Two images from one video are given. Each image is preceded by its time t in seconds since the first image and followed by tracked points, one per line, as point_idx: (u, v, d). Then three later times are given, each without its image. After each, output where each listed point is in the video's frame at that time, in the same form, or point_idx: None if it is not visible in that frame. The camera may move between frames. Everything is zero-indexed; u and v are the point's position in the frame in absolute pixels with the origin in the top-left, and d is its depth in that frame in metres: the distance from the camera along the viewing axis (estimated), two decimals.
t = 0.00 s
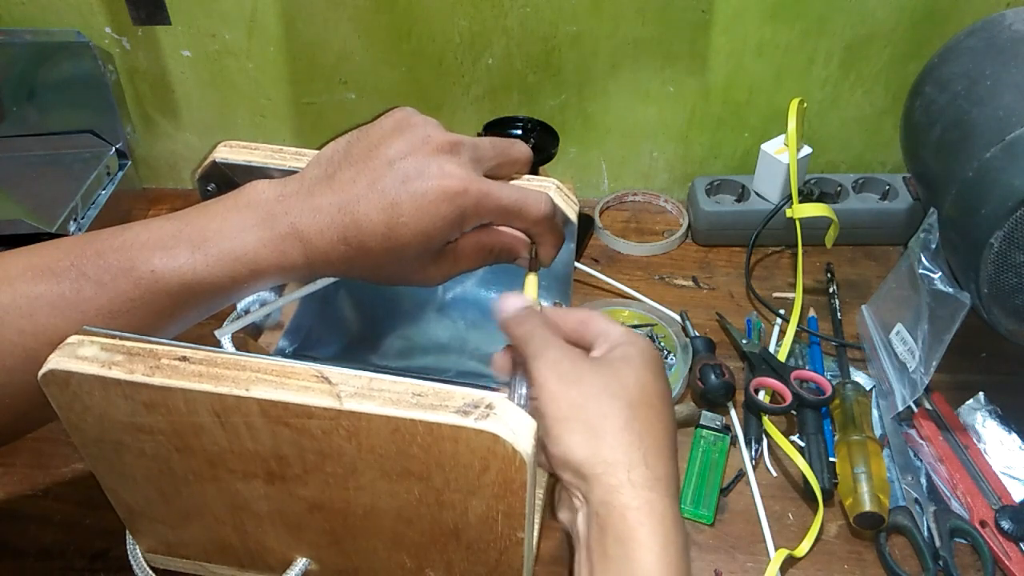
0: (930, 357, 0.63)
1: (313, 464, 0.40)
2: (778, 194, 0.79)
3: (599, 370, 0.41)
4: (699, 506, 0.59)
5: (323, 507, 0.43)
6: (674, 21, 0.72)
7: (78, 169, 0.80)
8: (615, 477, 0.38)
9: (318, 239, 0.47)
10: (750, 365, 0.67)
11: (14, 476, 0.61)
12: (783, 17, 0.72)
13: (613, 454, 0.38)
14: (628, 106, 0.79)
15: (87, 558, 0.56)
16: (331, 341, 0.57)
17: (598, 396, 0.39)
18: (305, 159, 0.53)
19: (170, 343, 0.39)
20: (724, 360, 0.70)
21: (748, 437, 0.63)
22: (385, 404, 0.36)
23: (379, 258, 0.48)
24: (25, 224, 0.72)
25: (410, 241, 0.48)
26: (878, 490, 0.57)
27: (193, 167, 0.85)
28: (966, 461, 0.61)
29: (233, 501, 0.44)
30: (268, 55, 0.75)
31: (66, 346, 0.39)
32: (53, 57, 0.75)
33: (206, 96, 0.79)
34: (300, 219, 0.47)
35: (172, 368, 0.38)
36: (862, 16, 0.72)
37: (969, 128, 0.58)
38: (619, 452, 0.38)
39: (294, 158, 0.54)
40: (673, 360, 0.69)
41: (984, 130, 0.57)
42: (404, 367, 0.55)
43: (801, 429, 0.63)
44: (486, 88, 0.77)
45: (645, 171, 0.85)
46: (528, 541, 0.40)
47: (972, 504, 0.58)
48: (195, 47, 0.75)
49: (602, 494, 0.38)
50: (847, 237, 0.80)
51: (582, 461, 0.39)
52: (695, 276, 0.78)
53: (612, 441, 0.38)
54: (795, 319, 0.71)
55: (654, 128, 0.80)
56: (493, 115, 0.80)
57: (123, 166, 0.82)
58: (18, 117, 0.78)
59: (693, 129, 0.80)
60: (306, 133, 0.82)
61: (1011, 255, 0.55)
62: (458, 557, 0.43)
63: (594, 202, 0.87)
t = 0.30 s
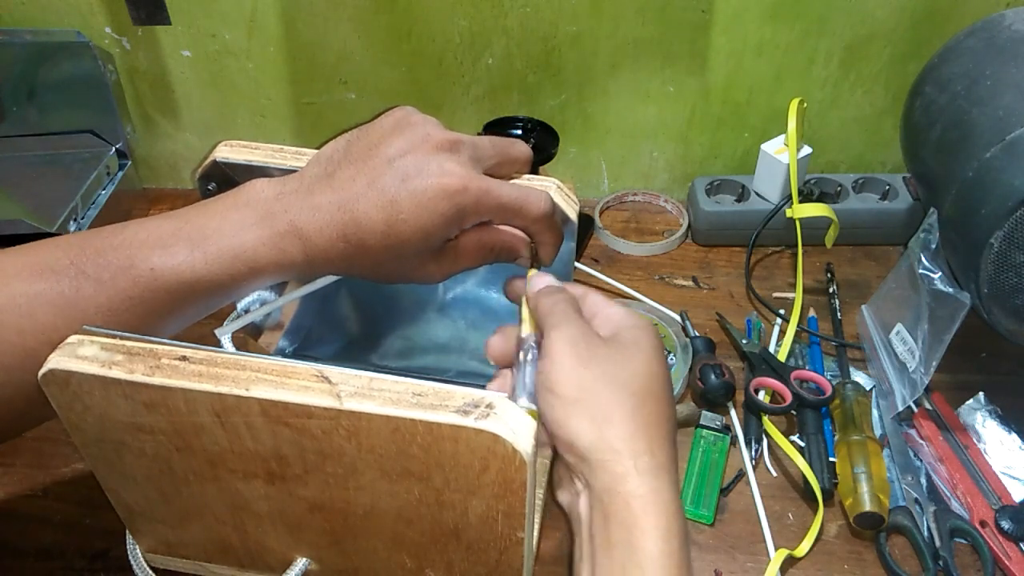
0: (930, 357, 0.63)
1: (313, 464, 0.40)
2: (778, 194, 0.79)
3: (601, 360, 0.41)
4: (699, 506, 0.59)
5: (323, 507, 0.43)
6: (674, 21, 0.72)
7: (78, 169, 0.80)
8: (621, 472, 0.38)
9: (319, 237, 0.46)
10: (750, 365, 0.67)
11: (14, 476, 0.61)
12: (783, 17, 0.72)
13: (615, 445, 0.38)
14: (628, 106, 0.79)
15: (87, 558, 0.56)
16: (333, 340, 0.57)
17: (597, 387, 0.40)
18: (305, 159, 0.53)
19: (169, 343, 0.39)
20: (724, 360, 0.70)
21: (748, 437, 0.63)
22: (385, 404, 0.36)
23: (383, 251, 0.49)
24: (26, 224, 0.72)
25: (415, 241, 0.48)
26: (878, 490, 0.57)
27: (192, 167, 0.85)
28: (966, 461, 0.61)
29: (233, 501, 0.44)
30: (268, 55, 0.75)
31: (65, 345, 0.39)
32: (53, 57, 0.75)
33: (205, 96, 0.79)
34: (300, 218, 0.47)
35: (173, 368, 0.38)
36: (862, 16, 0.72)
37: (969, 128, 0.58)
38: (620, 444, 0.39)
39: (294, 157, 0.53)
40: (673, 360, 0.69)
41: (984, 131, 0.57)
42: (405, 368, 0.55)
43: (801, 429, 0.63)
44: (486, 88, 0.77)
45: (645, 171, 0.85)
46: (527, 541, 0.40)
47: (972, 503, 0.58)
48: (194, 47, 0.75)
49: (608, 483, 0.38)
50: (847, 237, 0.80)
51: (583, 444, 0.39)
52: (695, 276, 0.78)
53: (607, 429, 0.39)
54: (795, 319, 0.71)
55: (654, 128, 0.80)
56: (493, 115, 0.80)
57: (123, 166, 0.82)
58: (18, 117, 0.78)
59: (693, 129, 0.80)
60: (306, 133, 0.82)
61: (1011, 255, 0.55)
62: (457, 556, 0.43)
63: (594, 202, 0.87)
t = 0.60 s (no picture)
0: (930, 357, 0.63)
1: (313, 464, 0.40)
2: (778, 194, 0.79)
3: None
4: (699, 506, 0.59)
5: (323, 507, 0.43)
6: (674, 20, 0.72)
7: (79, 169, 0.78)
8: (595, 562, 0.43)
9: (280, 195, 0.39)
10: (750, 365, 0.67)
11: (14, 475, 0.60)
12: (783, 17, 0.72)
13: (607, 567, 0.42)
14: (628, 106, 0.79)
15: (87, 558, 0.56)
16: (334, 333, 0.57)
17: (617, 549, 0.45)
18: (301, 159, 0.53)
19: (170, 343, 0.39)
20: (724, 360, 0.70)
21: (748, 437, 0.63)
22: (385, 404, 0.36)
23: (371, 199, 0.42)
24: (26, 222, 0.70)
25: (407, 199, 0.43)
26: (878, 490, 0.57)
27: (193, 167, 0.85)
28: (966, 461, 0.61)
29: (234, 501, 0.44)
30: (268, 55, 0.75)
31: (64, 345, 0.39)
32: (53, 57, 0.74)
33: (206, 95, 0.79)
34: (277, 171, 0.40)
35: (172, 368, 0.37)
36: (862, 16, 0.72)
37: (969, 127, 0.58)
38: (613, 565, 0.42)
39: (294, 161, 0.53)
40: (673, 360, 0.69)
41: (984, 131, 0.57)
42: (404, 367, 0.54)
43: (801, 429, 0.63)
44: (487, 88, 0.77)
45: (645, 172, 0.85)
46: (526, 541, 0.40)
47: (972, 504, 0.58)
48: (194, 47, 0.75)
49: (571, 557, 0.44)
50: (847, 237, 0.80)
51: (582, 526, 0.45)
52: (695, 276, 0.78)
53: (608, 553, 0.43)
54: (794, 319, 0.71)
55: (654, 128, 0.80)
56: (493, 115, 0.80)
57: (123, 165, 0.81)
58: (18, 118, 0.77)
59: (693, 129, 0.80)
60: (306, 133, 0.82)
61: (1011, 255, 0.55)
62: (457, 556, 0.43)
63: (593, 202, 0.87)
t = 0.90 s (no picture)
0: (930, 357, 0.63)
1: (314, 462, 0.40)
2: (778, 194, 0.79)
3: None
4: (699, 506, 0.59)
5: (324, 505, 0.43)
6: (674, 21, 0.72)
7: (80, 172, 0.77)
8: None
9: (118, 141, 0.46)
10: (750, 365, 0.67)
11: (14, 476, 0.61)
12: (783, 17, 0.72)
13: None
14: (628, 106, 0.79)
15: (87, 558, 0.56)
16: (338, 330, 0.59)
17: None
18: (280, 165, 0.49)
19: (168, 343, 0.39)
20: (724, 360, 0.70)
21: (748, 437, 0.63)
22: (384, 401, 0.36)
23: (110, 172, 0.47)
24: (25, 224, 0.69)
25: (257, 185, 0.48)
26: (878, 490, 0.57)
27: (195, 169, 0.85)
28: (966, 461, 0.61)
29: (234, 502, 0.44)
30: (268, 55, 0.75)
31: (63, 345, 0.39)
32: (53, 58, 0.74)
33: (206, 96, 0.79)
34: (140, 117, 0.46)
35: (172, 367, 0.37)
36: (862, 16, 0.72)
37: (970, 127, 0.58)
38: None
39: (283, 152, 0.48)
40: (673, 360, 0.69)
41: (984, 130, 0.57)
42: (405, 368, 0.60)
43: (801, 429, 0.63)
44: (487, 88, 0.77)
45: (645, 171, 0.85)
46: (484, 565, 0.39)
47: (972, 503, 0.58)
48: (195, 47, 0.75)
49: None
50: (847, 237, 0.80)
51: None
52: (695, 276, 0.78)
53: None
54: (794, 319, 0.71)
55: (653, 128, 0.80)
56: (493, 115, 0.80)
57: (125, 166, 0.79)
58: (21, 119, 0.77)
59: (694, 129, 0.80)
60: (306, 134, 0.82)
61: (1011, 255, 0.55)
62: (460, 553, 0.43)
63: (593, 202, 0.87)
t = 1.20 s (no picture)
0: (930, 356, 0.63)
1: (379, 433, 0.36)
2: (778, 194, 0.79)
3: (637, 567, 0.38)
4: (699, 506, 0.59)
5: (389, 480, 0.40)
6: (674, 21, 0.72)
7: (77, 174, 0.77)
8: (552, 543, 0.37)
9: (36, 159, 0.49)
10: (750, 365, 0.67)
11: (14, 476, 0.60)
12: (784, 16, 0.72)
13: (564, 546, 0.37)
14: (628, 106, 0.79)
15: (87, 558, 0.56)
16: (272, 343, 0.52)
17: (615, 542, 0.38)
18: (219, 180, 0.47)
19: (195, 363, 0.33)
20: (724, 360, 0.70)
21: (748, 437, 0.63)
22: (445, 346, 0.33)
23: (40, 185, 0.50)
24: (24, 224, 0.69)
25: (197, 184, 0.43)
26: (878, 490, 0.57)
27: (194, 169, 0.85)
28: (966, 461, 0.61)
29: (292, 511, 0.40)
30: (268, 55, 0.75)
31: (78, 405, 0.31)
32: (53, 58, 0.74)
33: (206, 96, 0.79)
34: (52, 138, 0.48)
35: (219, 382, 0.32)
36: (862, 16, 0.72)
37: (969, 128, 0.58)
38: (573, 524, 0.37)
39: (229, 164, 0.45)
40: (674, 360, 0.70)
41: (984, 131, 0.57)
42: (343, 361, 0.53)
43: (801, 429, 0.63)
44: (486, 87, 0.77)
45: (645, 171, 0.85)
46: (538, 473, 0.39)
47: (972, 503, 0.58)
48: (195, 46, 0.75)
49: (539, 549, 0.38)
50: (847, 237, 0.80)
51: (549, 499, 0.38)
52: (695, 276, 0.78)
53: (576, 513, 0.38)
54: (794, 319, 0.71)
55: (654, 128, 0.80)
56: (493, 115, 0.80)
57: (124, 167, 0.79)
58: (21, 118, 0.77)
59: (694, 129, 0.80)
60: (306, 133, 0.81)
61: (1010, 254, 0.55)
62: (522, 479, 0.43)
63: (593, 202, 0.87)
